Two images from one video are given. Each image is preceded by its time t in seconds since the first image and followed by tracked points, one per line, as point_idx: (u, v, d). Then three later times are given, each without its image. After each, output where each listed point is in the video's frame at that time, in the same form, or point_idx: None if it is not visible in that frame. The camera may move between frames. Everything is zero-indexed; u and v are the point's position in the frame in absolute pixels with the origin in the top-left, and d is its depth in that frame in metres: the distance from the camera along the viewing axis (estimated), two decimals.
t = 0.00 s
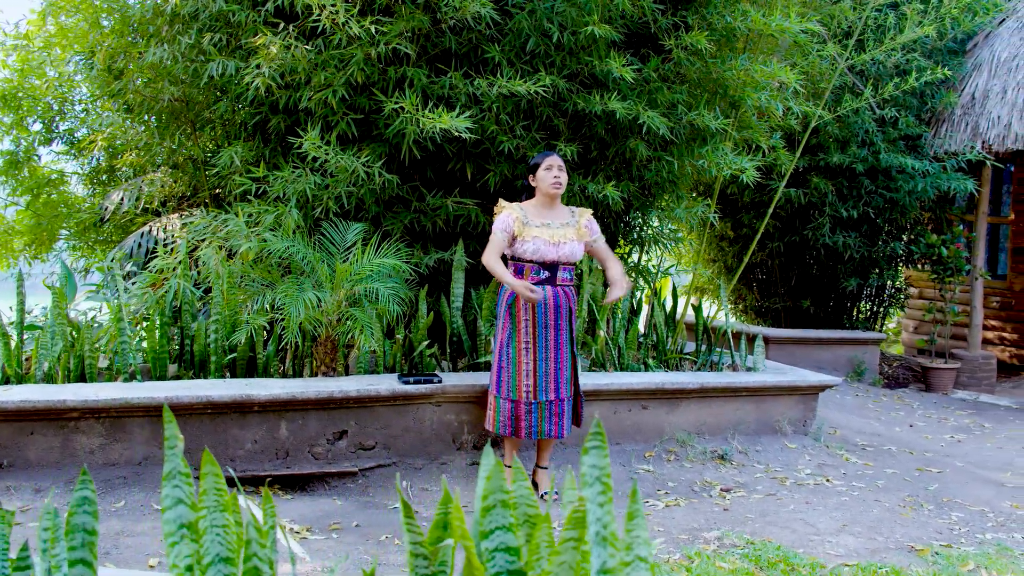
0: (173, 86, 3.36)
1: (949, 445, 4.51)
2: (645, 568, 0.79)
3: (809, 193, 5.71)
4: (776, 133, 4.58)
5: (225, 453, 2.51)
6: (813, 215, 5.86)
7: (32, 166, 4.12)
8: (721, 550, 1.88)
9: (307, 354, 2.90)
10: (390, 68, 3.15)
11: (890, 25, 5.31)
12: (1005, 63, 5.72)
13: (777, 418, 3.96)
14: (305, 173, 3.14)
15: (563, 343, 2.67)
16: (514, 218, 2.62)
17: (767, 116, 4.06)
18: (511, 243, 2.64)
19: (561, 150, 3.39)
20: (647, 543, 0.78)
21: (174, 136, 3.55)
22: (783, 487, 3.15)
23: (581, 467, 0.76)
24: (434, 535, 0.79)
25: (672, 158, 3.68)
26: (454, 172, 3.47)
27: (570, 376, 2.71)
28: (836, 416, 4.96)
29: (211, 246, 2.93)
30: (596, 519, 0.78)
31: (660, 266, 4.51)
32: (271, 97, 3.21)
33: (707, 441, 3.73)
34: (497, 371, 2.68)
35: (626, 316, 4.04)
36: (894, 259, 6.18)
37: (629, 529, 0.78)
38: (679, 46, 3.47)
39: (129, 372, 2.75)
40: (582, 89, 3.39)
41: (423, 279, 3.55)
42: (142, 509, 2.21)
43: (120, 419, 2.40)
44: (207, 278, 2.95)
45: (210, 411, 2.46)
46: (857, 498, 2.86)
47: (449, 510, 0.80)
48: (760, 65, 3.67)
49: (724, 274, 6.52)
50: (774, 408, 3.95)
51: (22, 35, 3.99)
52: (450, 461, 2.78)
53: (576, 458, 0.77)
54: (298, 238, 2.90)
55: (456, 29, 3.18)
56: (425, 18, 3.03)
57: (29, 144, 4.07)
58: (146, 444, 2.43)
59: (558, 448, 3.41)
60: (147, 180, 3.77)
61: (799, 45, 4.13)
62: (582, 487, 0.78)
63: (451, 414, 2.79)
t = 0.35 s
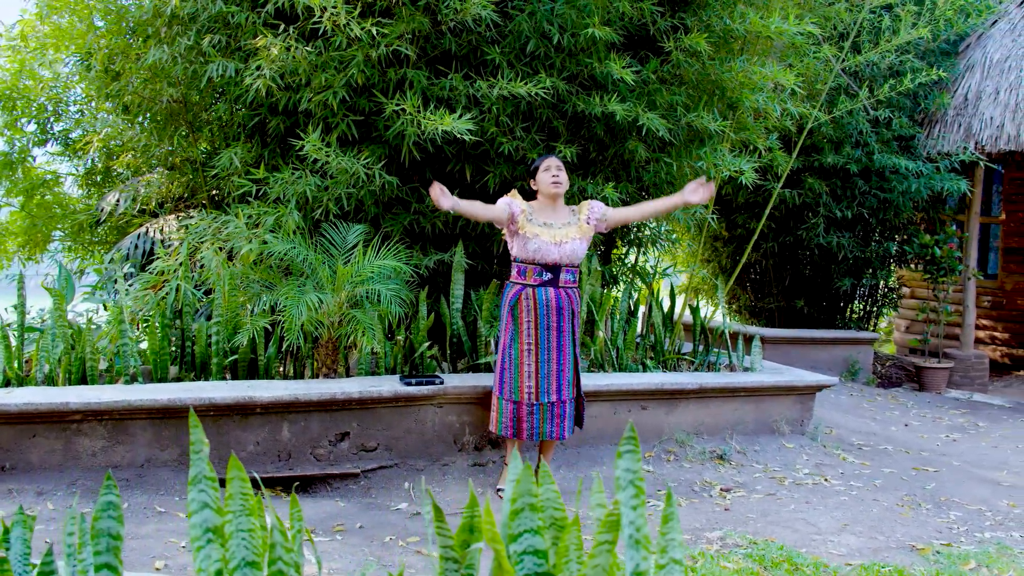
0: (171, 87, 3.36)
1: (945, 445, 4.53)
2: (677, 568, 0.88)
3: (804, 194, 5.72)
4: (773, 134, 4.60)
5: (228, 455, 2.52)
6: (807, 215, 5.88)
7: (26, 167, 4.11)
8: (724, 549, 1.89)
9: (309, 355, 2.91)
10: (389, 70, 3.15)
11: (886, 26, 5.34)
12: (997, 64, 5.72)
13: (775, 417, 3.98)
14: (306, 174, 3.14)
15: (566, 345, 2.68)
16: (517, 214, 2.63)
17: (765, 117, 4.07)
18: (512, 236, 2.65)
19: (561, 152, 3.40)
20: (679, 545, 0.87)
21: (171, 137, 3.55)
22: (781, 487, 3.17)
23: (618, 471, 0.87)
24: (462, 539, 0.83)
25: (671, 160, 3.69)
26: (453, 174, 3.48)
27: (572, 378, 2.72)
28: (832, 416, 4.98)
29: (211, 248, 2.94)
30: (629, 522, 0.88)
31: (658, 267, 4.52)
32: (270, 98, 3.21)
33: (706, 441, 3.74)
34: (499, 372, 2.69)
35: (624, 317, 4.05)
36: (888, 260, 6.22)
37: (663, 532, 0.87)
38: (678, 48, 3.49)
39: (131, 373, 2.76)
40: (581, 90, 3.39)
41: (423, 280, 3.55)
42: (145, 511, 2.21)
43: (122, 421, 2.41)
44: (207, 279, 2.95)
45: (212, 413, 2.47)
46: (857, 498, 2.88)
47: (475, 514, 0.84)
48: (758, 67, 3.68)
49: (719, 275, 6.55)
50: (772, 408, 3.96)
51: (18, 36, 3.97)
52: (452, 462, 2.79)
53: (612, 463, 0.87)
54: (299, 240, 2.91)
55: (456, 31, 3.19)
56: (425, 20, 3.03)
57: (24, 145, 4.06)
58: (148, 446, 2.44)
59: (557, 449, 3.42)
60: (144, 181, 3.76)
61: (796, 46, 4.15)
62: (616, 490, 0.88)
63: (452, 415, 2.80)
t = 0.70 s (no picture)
0: (168, 88, 3.35)
1: (941, 444, 4.55)
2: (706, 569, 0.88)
3: (798, 194, 5.73)
4: (771, 134, 4.61)
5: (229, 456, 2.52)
6: (801, 215, 5.90)
7: (21, 167, 4.10)
8: (726, 548, 1.90)
9: (310, 356, 2.91)
10: (389, 70, 3.15)
11: (882, 27, 5.36)
12: (991, 65, 5.74)
13: (773, 417, 3.99)
14: (305, 175, 3.14)
15: (564, 343, 2.68)
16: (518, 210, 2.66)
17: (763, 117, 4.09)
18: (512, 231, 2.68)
19: (561, 152, 3.41)
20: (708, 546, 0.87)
21: (168, 138, 3.54)
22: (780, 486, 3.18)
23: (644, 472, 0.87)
24: (483, 540, 0.84)
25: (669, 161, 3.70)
26: (451, 174, 3.48)
27: (570, 377, 2.72)
28: (829, 416, 5.00)
29: (210, 249, 2.93)
30: (656, 522, 0.88)
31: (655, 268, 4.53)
32: (270, 99, 3.20)
33: (704, 440, 3.75)
34: (498, 369, 2.70)
35: (623, 317, 4.06)
36: (882, 260, 6.22)
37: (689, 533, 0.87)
38: (677, 49, 3.49)
39: (131, 375, 2.76)
40: (581, 91, 3.40)
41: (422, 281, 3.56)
42: (147, 512, 2.21)
43: (123, 422, 2.41)
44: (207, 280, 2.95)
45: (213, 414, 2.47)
46: (856, 497, 2.90)
47: (496, 515, 0.85)
48: (756, 67, 3.69)
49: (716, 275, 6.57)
50: (770, 408, 3.97)
51: (13, 36, 3.96)
52: (453, 462, 2.79)
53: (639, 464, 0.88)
54: (299, 240, 2.91)
55: (456, 32, 3.19)
56: (425, 21, 3.04)
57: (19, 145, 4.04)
58: (149, 447, 2.44)
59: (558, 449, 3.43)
60: (141, 182, 3.75)
61: (793, 47, 4.16)
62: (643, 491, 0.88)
63: (453, 416, 2.81)
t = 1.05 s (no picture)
0: (165, 88, 3.34)
1: (937, 442, 4.57)
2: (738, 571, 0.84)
3: (794, 194, 5.75)
4: (768, 133, 4.62)
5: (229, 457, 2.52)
6: (796, 215, 5.91)
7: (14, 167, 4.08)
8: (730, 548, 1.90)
9: (310, 357, 2.91)
10: (389, 70, 3.14)
11: (879, 27, 5.37)
12: (984, 66, 5.75)
13: (771, 416, 4.00)
14: (304, 175, 3.13)
15: (568, 344, 2.68)
16: (520, 210, 2.66)
17: (761, 117, 4.10)
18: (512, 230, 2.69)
19: (560, 152, 3.41)
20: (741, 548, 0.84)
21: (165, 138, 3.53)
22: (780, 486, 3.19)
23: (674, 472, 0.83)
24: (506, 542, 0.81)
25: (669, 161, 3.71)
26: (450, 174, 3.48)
27: (575, 377, 2.72)
28: (826, 415, 5.01)
29: (209, 249, 2.93)
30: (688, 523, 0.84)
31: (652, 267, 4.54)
32: (269, 98, 3.19)
33: (703, 440, 3.76)
34: (502, 371, 2.70)
35: (621, 317, 4.06)
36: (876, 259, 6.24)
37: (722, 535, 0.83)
38: (676, 49, 3.50)
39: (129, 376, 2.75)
40: (580, 90, 3.40)
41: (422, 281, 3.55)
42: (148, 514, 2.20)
43: (123, 424, 2.40)
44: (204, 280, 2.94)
45: (214, 415, 2.46)
46: (856, 496, 2.90)
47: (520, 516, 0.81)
48: (755, 67, 3.70)
49: (712, 274, 6.58)
50: (768, 407, 3.98)
51: (8, 34, 3.94)
52: (453, 463, 2.80)
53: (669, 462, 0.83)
54: (298, 241, 2.91)
55: (457, 31, 3.18)
56: (424, 21, 3.03)
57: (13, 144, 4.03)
58: (150, 449, 2.43)
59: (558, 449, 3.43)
60: (136, 182, 3.75)
61: (791, 47, 4.17)
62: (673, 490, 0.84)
63: (454, 416, 2.81)
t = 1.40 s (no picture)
0: (164, 87, 3.32)
1: (936, 441, 4.58)
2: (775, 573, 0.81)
3: (791, 193, 5.75)
4: (768, 133, 4.63)
5: (232, 458, 2.52)
6: (793, 215, 5.92)
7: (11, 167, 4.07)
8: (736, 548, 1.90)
9: (314, 358, 2.90)
10: (392, 70, 3.14)
11: (879, 28, 5.38)
12: (981, 66, 5.76)
13: (772, 416, 4.00)
14: (305, 175, 3.12)
15: (570, 344, 2.68)
16: (524, 210, 2.65)
17: (762, 117, 4.10)
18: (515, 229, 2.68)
19: (562, 152, 3.41)
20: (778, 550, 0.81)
21: (164, 138, 3.52)
22: (782, 486, 3.19)
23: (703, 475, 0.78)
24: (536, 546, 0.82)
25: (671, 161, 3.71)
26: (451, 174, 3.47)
27: (577, 378, 2.72)
28: (826, 415, 5.02)
29: (210, 249, 2.92)
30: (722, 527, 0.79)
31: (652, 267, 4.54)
32: (270, 98, 3.18)
33: (705, 440, 3.76)
34: (504, 371, 2.69)
35: (622, 317, 4.06)
36: (873, 259, 6.25)
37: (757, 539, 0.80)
38: (678, 49, 3.50)
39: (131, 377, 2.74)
40: (581, 90, 3.40)
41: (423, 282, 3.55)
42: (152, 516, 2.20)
43: (126, 425, 2.39)
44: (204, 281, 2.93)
45: (217, 416, 2.46)
46: (859, 496, 2.91)
47: (546, 519, 0.82)
48: (756, 67, 3.70)
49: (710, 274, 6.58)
50: (769, 407, 3.99)
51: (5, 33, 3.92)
52: (456, 464, 2.79)
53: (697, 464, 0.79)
54: (300, 241, 2.90)
55: (460, 31, 3.17)
56: (427, 20, 3.03)
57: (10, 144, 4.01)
58: (153, 450, 2.43)
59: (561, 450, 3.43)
60: (133, 182, 3.75)
61: (792, 47, 4.17)
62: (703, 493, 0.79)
63: (457, 417, 2.81)
